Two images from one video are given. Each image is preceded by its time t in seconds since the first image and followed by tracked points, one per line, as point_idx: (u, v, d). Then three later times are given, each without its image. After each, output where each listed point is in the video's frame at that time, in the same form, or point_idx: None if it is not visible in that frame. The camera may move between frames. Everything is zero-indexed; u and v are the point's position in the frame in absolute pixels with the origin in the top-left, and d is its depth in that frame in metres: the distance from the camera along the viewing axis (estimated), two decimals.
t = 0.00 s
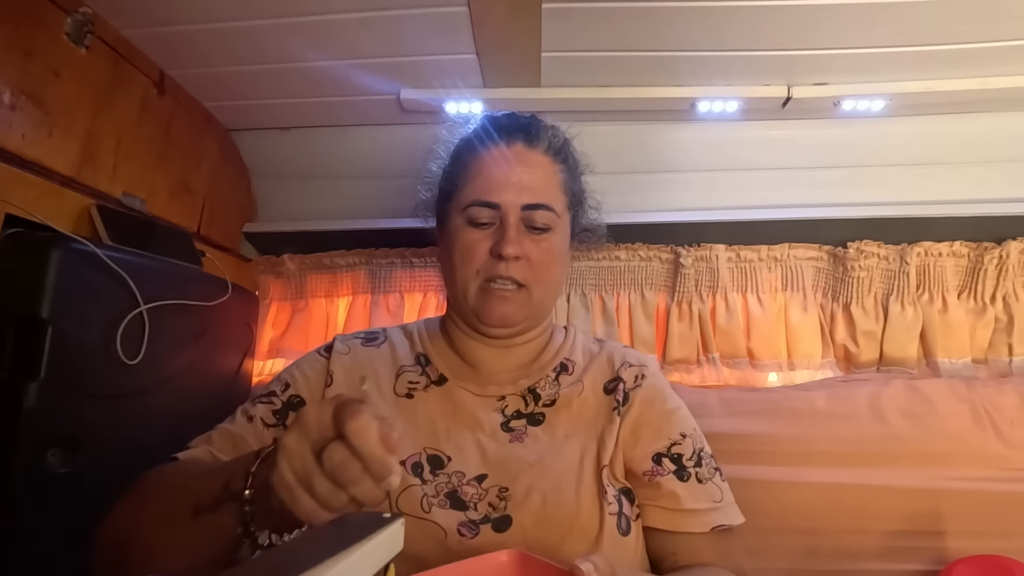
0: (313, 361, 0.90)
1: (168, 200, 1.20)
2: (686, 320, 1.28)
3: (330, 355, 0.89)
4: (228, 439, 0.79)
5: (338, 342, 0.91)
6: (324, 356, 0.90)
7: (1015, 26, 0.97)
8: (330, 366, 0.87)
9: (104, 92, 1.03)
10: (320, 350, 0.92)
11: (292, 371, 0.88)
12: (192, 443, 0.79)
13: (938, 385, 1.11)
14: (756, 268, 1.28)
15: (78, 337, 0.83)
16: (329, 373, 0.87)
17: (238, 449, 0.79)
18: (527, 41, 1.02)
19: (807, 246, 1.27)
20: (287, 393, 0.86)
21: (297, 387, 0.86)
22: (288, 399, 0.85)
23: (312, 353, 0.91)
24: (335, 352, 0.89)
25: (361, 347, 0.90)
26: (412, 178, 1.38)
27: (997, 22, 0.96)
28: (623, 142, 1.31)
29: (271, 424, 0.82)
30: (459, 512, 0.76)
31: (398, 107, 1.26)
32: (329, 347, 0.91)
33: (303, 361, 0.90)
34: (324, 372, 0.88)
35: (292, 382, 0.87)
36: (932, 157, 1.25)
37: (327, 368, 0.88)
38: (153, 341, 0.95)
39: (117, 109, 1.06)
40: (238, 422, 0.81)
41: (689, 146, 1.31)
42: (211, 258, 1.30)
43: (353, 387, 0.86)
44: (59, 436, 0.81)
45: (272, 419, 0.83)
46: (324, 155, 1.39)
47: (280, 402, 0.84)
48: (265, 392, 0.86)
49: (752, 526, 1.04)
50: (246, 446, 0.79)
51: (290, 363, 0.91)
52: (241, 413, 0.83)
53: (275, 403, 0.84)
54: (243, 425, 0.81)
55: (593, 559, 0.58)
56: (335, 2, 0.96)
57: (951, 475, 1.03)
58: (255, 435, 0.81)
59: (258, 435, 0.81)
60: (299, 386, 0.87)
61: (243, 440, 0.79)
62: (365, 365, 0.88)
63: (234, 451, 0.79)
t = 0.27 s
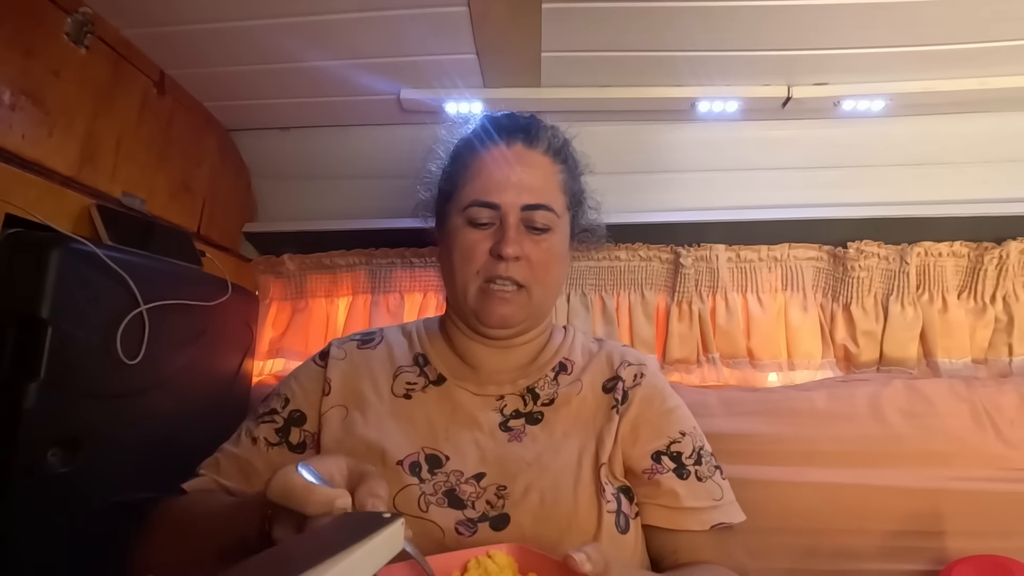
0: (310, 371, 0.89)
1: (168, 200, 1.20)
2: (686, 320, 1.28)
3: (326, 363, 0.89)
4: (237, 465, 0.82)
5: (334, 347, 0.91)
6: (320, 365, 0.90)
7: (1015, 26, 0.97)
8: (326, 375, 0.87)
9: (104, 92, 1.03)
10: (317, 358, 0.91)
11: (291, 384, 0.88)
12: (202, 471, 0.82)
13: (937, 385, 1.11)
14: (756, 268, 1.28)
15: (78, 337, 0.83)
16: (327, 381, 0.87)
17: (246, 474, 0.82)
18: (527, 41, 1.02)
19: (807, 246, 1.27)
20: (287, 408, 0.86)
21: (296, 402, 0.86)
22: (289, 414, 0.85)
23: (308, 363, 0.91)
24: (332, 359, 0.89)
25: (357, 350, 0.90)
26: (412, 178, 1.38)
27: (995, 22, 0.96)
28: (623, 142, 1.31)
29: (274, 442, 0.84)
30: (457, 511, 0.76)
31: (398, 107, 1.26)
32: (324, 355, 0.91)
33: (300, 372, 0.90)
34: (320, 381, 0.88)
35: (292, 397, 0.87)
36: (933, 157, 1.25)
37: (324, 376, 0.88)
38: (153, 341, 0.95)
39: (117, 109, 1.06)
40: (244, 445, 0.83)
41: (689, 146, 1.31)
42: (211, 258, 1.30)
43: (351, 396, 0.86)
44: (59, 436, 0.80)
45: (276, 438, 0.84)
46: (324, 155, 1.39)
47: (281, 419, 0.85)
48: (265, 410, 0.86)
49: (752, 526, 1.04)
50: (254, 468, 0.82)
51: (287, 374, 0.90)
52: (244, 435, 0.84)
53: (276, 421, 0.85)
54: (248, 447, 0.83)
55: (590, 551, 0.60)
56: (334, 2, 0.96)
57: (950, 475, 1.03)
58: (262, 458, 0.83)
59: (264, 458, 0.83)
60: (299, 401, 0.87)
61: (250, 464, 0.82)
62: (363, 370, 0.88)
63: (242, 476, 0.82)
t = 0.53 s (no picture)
0: (309, 372, 0.89)
1: (168, 200, 1.20)
2: (685, 320, 1.28)
3: (325, 364, 0.89)
4: (241, 471, 0.82)
5: (331, 348, 0.91)
6: (319, 366, 0.90)
7: (1015, 26, 0.97)
8: (325, 376, 0.87)
9: (104, 92, 1.03)
10: (315, 359, 0.91)
11: (291, 387, 0.88)
12: (208, 479, 0.82)
13: (938, 385, 1.11)
14: (756, 268, 1.28)
15: (78, 337, 0.83)
16: (327, 382, 0.87)
17: (251, 481, 0.82)
18: (526, 41, 1.02)
19: (807, 246, 1.27)
20: (289, 410, 0.86)
21: (297, 404, 0.86)
22: (291, 417, 0.85)
23: (307, 364, 0.91)
24: (330, 360, 0.89)
25: (355, 350, 0.90)
26: (411, 178, 1.38)
27: (994, 22, 0.96)
28: (623, 142, 1.31)
29: (277, 446, 0.83)
30: (455, 508, 0.76)
31: (398, 107, 1.27)
32: (322, 355, 0.91)
33: (300, 373, 0.90)
34: (319, 383, 0.88)
35: (293, 400, 0.87)
36: (933, 157, 1.25)
37: (324, 376, 0.88)
38: (153, 341, 0.95)
39: (117, 109, 1.06)
40: (247, 450, 0.83)
41: (689, 146, 1.31)
42: (211, 258, 1.30)
43: (349, 394, 0.86)
44: (59, 436, 0.80)
45: (279, 442, 0.83)
46: (323, 155, 1.39)
47: (283, 423, 0.85)
48: (266, 414, 0.86)
49: (752, 526, 1.04)
50: (258, 475, 0.82)
51: (287, 376, 0.90)
52: (247, 439, 0.84)
53: (278, 424, 0.85)
54: (252, 453, 0.83)
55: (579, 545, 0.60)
56: (334, 2, 0.96)
57: (950, 475, 1.03)
58: (266, 463, 0.83)
59: (269, 463, 0.83)
60: (300, 404, 0.86)
61: (254, 471, 0.82)
62: (362, 370, 0.88)
63: (247, 483, 0.82)
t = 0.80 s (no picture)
0: (309, 371, 0.89)
1: (168, 200, 1.20)
2: (685, 320, 1.28)
3: (325, 363, 0.89)
4: (246, 473, 0.81)
5: (331, 347, 0.91)
6: (320, 365, 0.90)
7: (1015, 26, 0.97)
8: (326, 376, 0.87)
9: (104, 92, 1.03)
10: (315, 358, 0.91)
11: (291, 386, 0.88)
12: (213, 484, 0.81)
13: (937, 385, 1.11)
14: (756, 268, 1.28)
15: (78, 337, 0.83)
16: (327, 382, 0.87)
17: (257, 482, 0.81)
18: (526, 41, 1.02)
19: (807, 246, 1.27)
20: (290, 410, 0.86)
21: (298, 403, 0.86)
22: (293, 417, 0.85)
23: (307, 363, 0.91)
24: (330, 359, 0.89)
25: (354, 349, 0.90)
26: (411, 177, 1.38)
27: (994, 22, 0.96)
28: (623, 142, 1.31)
29: (281, 447, 0.83)
30: (454, 506, 0.75)
31: (397, 107, 1.27)
32: (322, 355, 0.91)
33: (300, 372, 0.90)
34: (319, 382, 0.88)
35: (294, 399, 0.87)
36: (933, 157, 1.25)
37: (324, 375, 0.88)
38: (153, 341, 0.95)
39: (117, 109, 1.06)
40: (251, 452, 0.82)
41: (689, 147, 1.31)
42: (211, 258, 1.30)
43: (349, 394, 0.86)
44: (59, 436, 0.80)
45: (283, 443, 0.83)
46: (322, 155, 1.39)
47: (286, 423, 0.85)
48: (268, 414, 0.86)
49: (752, 526, 1.04)
50: (263, 476, 0.81)
51: (287, 376, 0.90)
52: (250, 441, 0.84)
53: (281, 425, 0.85)
54: (257, 455, 0.82)
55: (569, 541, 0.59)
56: (334, 2, 0.96)
57: (950, 475, 1.03)
58: (271, 463, 0.82)
59: (274, 464, 0.82)
60: (301, 403, 0.86)
61: (260, 472, 0.81)
62: (362, 369, 0.88)
63: (253, 485, 0.81)
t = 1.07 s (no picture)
0: (309, 371, 0.89)
1: (168, 200, 1.20)
2: (686, 320, 1.28)
3: (325, 363, 0.89)
4: (242, 472, 0.81)
5: (331, 348, 0.91)
6: (319, 365, 0.89)
7: (1015, 26, 0.97)
8: (325, 376, 0.87)
9: (104, 92, 1.03)
10: (314, 359, 0.91)
11: (290, 386, 0.88)
12: (209, 481, 0.82)
13: (938, 385, 1.11)
14: (756, 268, 1.28)
15: (78, 337, 0.83)
16: (326, 382, 0.87)
17: (251, 481, 0.81)
18: (527, 41, 1.02)
19: (807, 246, 1.27)
20: (288, 411, 0.86)
21: (297, 404, 0.86)
22: (290, 417, 0.85)
23: (307, 363, 0.91)
24: (330, 360, 0.89)
25: (355, 349, 0.90)
26: (412, 177, 1.38)
27: (995, 22, 0.96)
28: (623, 142, 1.31)
29: (277, 447, 0.83)
30: (455, 507, 0.75)
31: (398, 107, 1.26)
32: (322, 355, 0.91)
33: (299, 372, 0.90)
34: (318, 382, 0.88)
35: (293, 400, 0.87)
36: (933, 157, 1.25)
37: (323, 376, 0.88)
38: (153, 341, 0.95)
39: (117, 109, 1.06)
40: (246, 451, 0.83)
41: (690, 147, 1.31)
42: (211, 258, 1.30)
43: (349, 394, 0.86)
44: (59, 436, 0.80)
45: (278, 443, 0.83)
46: (323, 155, 1.39)
47: (283, 423, 0.85)
48: (265, 414, 0.86)
49: (752, 526, 1.04)
50: (258, 475, 0.81)
51: (286, 376, 0.90)
52: (248, 440, 0.84)
53: (278, 425, 0.84)
54: (253, 455, 0.82)
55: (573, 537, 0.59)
56: (335, 2, 0.96)
57: (950, 475, 1.03)
58: (266, 463, 0.82)
59: (269, 463, 0.82)
60: (300, 404, 0.86)
61: (255, 471, 0.81)
62: (362, 370, 0.88)
63: (248, 484, 0.81)
